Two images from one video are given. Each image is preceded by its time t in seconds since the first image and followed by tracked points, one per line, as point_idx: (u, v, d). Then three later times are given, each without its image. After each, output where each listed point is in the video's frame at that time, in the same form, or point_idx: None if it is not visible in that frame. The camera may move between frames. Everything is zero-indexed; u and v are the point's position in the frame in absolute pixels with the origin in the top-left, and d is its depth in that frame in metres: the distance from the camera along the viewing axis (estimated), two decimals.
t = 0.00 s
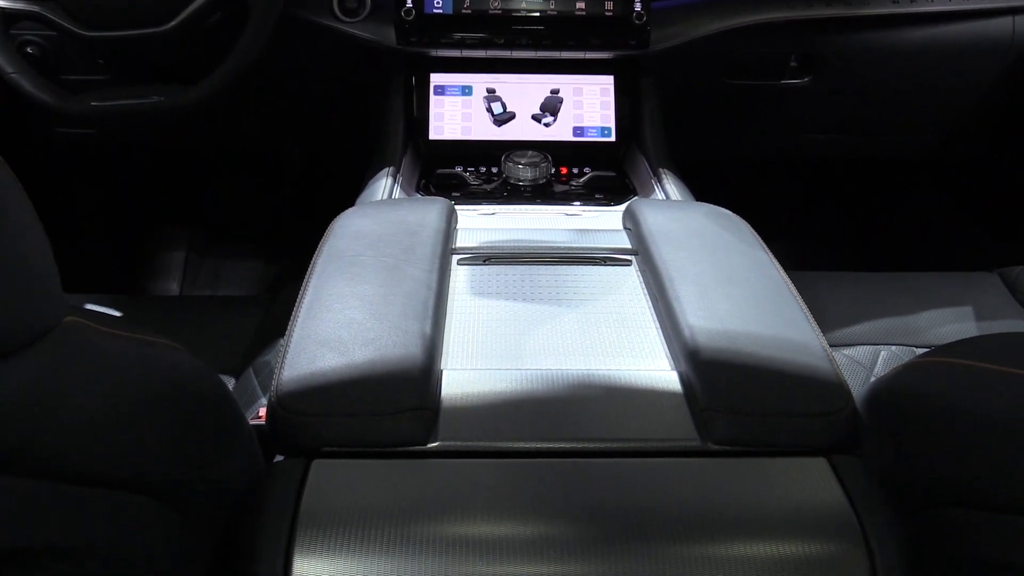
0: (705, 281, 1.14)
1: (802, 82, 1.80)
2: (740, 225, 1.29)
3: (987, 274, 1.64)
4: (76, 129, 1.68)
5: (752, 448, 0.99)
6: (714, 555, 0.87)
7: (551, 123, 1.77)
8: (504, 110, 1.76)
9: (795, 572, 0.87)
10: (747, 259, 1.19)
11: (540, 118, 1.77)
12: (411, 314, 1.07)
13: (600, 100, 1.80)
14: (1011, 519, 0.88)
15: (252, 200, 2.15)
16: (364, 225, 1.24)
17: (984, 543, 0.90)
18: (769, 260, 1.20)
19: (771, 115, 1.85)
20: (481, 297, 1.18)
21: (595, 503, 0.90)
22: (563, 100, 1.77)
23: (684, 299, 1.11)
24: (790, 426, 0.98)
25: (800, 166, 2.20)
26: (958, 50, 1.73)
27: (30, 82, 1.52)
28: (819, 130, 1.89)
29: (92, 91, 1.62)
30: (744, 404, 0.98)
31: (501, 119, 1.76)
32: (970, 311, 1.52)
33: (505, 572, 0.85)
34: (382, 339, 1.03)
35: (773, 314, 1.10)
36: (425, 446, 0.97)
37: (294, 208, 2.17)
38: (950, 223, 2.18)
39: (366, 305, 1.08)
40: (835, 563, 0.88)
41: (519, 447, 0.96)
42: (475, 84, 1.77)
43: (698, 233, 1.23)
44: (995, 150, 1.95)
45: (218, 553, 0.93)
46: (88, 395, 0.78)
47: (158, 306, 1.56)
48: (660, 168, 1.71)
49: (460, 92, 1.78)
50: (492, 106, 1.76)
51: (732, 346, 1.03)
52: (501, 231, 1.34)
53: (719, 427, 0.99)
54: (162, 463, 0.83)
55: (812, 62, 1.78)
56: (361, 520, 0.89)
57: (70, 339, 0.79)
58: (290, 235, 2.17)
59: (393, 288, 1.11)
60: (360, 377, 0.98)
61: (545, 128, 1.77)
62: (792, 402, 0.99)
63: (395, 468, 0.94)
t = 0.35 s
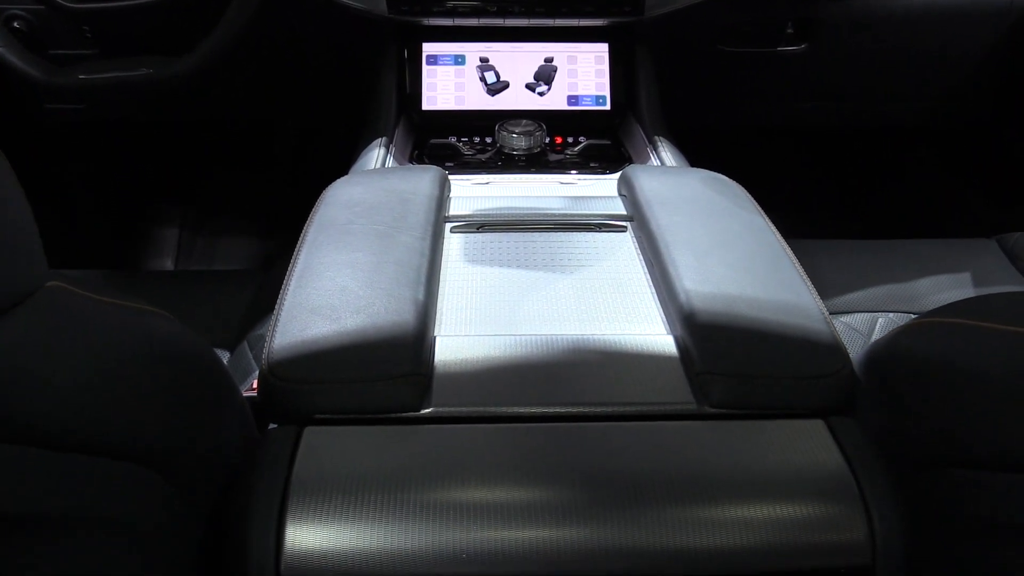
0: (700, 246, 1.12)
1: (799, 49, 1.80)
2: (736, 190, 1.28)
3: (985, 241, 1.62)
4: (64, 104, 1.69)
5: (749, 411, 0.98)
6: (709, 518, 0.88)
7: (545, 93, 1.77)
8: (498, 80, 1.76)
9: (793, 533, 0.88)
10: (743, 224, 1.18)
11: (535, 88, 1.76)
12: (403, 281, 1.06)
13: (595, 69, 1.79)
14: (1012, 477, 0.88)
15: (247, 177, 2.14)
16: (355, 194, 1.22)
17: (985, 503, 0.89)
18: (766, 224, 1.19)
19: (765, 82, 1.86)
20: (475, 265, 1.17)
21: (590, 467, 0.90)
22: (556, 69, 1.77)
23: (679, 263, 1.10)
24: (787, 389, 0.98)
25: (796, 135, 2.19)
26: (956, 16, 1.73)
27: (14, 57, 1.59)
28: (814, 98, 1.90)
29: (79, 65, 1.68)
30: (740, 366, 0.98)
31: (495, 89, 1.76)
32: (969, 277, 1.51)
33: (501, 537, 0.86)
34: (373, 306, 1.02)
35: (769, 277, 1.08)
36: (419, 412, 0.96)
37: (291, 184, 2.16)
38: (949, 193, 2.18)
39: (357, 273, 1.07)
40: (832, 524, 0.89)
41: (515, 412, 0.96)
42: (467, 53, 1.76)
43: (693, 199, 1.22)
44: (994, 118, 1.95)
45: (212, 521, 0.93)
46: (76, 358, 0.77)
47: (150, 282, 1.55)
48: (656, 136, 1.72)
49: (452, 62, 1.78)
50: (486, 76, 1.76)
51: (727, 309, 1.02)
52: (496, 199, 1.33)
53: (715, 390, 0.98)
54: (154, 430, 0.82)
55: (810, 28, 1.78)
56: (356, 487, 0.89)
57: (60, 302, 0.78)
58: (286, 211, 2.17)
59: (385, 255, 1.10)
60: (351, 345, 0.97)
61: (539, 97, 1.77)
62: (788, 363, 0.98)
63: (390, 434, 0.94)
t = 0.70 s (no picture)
0: (701, 205, 1.10)
1: (800, 11, 1.81)
2: (738, 150, 1.26)
3: (988, 206, 1.60)
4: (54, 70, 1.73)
5: (752, 368, 0.97)
6: (712, 474, 0.87)
7: (543, 55, 1.75)
8: (495, 42, 1.74)
9: (798, 489, 0.87)
10: (746, 182, 1.16)
11: (532, 50, 1.75)
12: (399, 239, 1.04)
13: (594, 30, 1.77)
14: (1011, 433, 0.87)
15: (242, 143, 2.13)
16: (352, 153, 1.20)
17: (988, 458, 0.88)
18: (769, 183, 1.17)
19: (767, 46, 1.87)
20: (473, 224, 1.15)
21: (591, 423, 0.89)
22: (555, 30, 1.75)
23: (680, 222, 1.08)
24: (791, 345, 0.96)
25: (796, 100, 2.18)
26: None
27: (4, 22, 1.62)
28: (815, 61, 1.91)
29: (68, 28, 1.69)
30: (743, 323, 0.96)
31: (492, 51, 1.74)
32: (971, 241, 1.49)
33: (501, 493, 0.85)
34: (370, 264, 1.00)
35: (773, 235, 1.07)
36: (416, 369, 0.94)
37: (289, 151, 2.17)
38: (951, 160, 2.16)
39: (353, 231, 1.05)
40: (839, 480, 0.88)
41: (515, 370, 0.94)
42: (464, 15, 1.75)
43: (694, 158, 1.20)
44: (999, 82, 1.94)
45: (208, 478, 0.92)
46: (69, 304, 0.75)
47: (143, 249, 1.53)
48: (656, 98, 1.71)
49: (449, 24, 1.76)
50: (482, 37, 1.74)
51: (729, 267, 1.00)
52: (494, 158, 1.31)
53: (718, 347, 0.96)
54: (155, 382, 0.81)
55: None
56: (353, 444, 0.87)
57: (51, 251, 0.76)
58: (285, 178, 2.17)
59: (381, 214, 1.08)
60: (347, 303, 0.95)
61: (537, 60, 1.76)
62: (792, 320, 0.96)
63: (387, 392, 0.92)
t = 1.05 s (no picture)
0: (702, 158, 1.08)
1: None
2: (740, 103, 1.23)
3: (992, 166, 1.57)
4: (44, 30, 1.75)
5: (755, 321, 0.94)
6: (712, 426, 0.85)
7: (541, 12, 1.72)
8: None
9: (798, 441, 0.85)
10: (748, 135, 1.13)
11: (530, 7, 1.72)
12: (392, 191, 1.01)
13: None
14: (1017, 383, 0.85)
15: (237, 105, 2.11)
16: (346, 107, 1.17)
17: (993, 408, 0.86)
18: (772, 135, 1.14)
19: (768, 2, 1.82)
20: (468, 178, 1.12)
21: (587, 375, 0.87)
22: None
23: (680, 174, 1.05)
24: (793, 295, 0.94)
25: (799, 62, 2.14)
26: None
27: None
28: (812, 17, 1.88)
29: None
30: (745, 275, 0.94)
31: (489, 8, 1.71)
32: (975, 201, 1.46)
33: (495, 445, 0.83)
34: (363, 216, 0.97)
35: (775, 187, 1.04)
36: (410, 321, 0.92)
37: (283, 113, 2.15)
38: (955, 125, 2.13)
39: (346, 183, 1.02)
40: (842, 432, 0.86)
41: (511, 322, 0.92)
42: None
43: (695, 111, 1.17)
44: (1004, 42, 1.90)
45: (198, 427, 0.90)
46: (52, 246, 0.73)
47: (134, 208, 1.50)
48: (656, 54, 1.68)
49: None
50: None
51: (730, 218, 0.98)
52: (491, 112, 1.28)
53: (719, 298, 0.94)
54: (144, 330, 0.78)
55: None
56: (344, 396, 0.85)
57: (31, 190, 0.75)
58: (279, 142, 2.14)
59: (374, 167, 1.05)
60: (340, 255, 0.93)
61: (535, 17, 1.72)
62: (795, 271, 0.94)
63: (380, 345, 0.90)
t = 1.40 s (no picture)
0: (699, 113, 1.05)
1: None
2: (739, 60, 1.20)
3: (994, 129, 1.55)
4: None
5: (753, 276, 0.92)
6: (708, 382, 0.83)
7: None
8: None
9: (796, 398, 0.83)
10: (747, 91, 1.11)
11: None
12: (382, 147, 0.99)
13: None
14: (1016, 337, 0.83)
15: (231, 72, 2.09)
16: (337, 64, 1.15)
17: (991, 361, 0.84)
18: (771, 91, 1.11)
19: None
20: (461, 135, 1.10)
21: (580, 331, 0.85)
22: None
23: (677, 131, 1.03)
24: (792, 250, 0.92)
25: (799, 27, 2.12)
26: None
27: None
28: None
29: None
30: (743, 230, 0.91)
31: None
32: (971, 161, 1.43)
33: (486, 402, 0.82)
34: (352, 171, 0.95)
35: (775, 142, 1.02)
36: (399, 277, 0.90)
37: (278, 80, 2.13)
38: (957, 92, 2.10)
39: (335, 139, 1.00)
40: (840, 388, 0.84)
41: (503, 278, 0.90)
42: None
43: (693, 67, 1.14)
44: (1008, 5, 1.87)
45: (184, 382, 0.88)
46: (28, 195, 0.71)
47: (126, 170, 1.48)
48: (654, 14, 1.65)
49: None
50: None
51: (728, 174, 0.96)
52: (485, 70, 1.26)
53: (716, 254, 0.92)
54: (126, 283, 0.76)
55: None
56: (333, 352, 0.84)
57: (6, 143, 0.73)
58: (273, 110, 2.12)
59: (364, 123, 1.03)
60: (328, 210, 0.91)
61: None
62: (794, 225, 0.92)
63: (369, 301, 0.88)
